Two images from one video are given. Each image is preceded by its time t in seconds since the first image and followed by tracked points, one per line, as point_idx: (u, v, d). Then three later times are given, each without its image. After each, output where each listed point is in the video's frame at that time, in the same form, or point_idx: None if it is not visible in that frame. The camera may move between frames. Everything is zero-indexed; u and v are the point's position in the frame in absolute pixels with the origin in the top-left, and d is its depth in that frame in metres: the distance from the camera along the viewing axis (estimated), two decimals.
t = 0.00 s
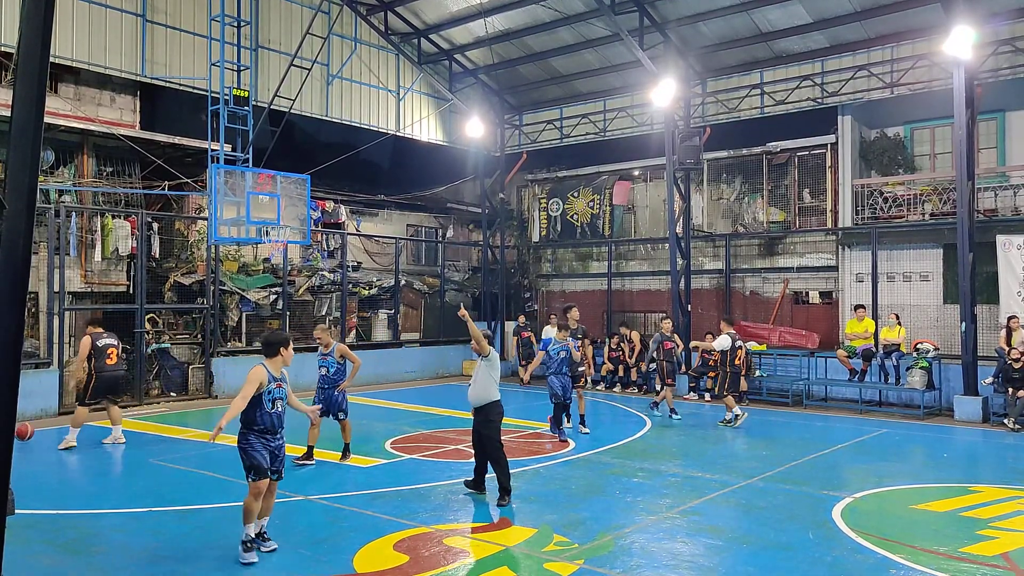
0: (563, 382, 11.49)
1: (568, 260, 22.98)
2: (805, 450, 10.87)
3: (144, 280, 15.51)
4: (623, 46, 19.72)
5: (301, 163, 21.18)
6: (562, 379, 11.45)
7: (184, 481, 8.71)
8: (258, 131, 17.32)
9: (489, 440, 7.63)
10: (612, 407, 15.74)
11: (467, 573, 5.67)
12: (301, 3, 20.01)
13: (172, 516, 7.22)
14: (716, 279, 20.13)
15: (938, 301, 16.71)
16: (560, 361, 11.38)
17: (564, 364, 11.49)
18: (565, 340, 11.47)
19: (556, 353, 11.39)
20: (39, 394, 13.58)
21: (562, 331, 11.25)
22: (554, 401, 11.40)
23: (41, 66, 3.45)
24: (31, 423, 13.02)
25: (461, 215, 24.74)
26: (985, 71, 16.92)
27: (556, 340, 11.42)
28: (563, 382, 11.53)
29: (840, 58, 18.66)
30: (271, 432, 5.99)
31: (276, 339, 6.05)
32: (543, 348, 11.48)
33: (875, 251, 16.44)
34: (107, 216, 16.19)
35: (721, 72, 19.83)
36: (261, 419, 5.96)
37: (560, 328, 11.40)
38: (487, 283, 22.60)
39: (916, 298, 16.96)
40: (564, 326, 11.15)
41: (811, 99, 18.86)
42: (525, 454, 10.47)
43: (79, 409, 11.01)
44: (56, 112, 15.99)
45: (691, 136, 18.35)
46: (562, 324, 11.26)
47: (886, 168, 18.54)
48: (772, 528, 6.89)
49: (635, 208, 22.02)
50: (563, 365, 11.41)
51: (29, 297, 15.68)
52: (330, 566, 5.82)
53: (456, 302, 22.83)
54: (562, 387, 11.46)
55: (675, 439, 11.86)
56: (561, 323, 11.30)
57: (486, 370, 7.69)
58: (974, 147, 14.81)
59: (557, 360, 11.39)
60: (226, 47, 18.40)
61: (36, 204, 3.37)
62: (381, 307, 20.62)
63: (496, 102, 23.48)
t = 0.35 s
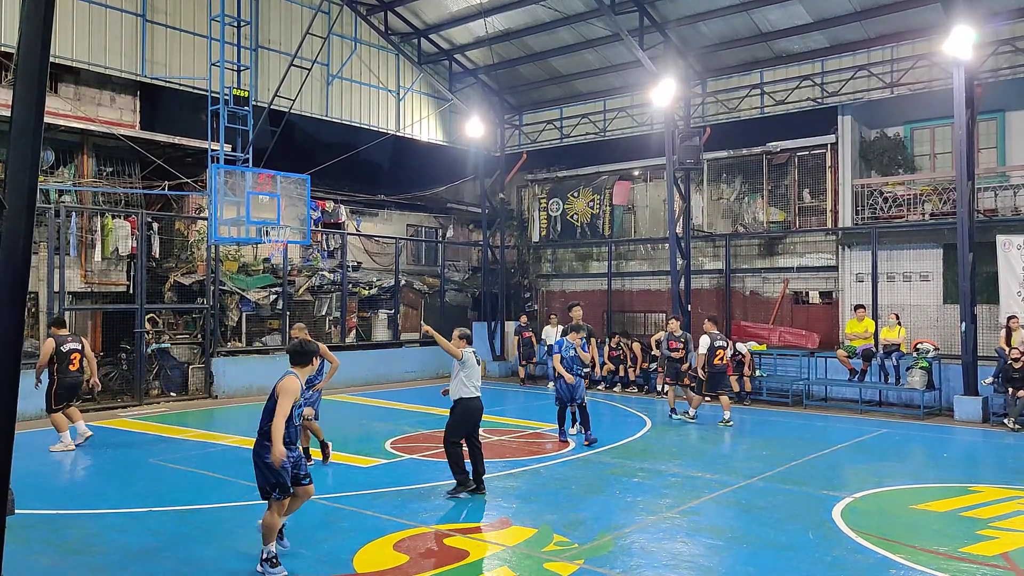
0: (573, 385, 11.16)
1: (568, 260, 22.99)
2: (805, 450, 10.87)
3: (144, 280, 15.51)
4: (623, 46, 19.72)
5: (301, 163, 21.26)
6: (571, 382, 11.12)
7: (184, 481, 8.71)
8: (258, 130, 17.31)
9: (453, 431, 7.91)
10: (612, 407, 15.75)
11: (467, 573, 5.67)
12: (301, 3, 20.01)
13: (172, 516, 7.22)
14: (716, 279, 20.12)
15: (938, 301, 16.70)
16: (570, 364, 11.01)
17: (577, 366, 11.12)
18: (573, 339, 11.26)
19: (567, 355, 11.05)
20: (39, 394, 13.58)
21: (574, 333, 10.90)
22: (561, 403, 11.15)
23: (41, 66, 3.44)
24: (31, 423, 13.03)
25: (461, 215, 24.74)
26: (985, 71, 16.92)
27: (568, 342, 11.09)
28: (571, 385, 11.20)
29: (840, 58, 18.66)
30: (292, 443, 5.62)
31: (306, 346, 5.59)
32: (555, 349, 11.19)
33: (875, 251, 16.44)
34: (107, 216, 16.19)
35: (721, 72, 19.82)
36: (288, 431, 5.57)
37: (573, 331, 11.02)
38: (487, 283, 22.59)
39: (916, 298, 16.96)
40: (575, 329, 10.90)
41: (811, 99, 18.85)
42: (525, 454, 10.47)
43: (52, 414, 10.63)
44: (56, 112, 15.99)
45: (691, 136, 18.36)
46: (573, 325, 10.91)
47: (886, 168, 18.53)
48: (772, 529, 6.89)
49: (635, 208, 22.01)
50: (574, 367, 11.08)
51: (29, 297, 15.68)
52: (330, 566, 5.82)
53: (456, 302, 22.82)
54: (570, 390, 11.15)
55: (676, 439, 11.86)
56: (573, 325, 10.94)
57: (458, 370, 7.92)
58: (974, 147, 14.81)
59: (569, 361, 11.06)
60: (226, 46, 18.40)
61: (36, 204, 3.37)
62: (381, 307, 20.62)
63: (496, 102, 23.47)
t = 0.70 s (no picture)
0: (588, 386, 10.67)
1: (568, 260, 23.00)
2: (805, 450, 10.87)
3: (144, 280, 15.52)
4: (623, 46, 19.72)
5: (301, 163, 21.17)
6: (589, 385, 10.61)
7: (183, 481, 8.71)
8: (258, 131, 17.30)
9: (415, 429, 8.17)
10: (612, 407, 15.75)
11: (467, 573, 5.67)
12: (301, 3, 20.01)
13: (172, 516, 7.23)
14: (716, 279, 20.11)
15: (938, 301, 16.70)
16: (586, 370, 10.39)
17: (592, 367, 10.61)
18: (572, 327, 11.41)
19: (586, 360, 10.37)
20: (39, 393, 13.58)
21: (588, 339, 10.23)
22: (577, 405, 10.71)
23: (41, 66, 3.44)
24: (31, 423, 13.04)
25: (461, 215, 24.76)
26: (985, 71, 16.92)
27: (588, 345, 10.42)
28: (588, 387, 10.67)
29: (840, 58, 18.67)
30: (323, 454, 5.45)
31: (336, 349, 5.46)
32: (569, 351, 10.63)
33: (875, 251, 16.45)
34: (107, 216, 16.19)
35: (721, 72, 19.82)
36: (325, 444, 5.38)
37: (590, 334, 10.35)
38: (487, 284, 22.56)
39: (916, 298, 16.96)
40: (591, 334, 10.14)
41: (811, 99, 18.85)
42: (525, 454, 10.48)
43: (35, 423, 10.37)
44: (56, 112, 16.00)
45: (691, 136, 18.38)
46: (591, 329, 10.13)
47: (886, 168, 18.54)
48: (772, 528, 6.89)
49: (635, 208, 22.02)
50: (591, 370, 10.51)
51: (29, 297, 15.69)
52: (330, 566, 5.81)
53: (457, 303, 22.82)
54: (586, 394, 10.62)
55: (675, 439, 11.86)
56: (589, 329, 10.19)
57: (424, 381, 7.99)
58: (974, 147, 14.81)
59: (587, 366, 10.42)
60: (226, 47, 18.40)
61: (36, 204, 3.37)
62: (381, 307, 20.62)
63: (496, 102, 23.45)
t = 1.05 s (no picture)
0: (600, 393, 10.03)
1: (568, 260, 22.99)
2: (805, 450, 10.87)
3: (144, 280, 15.51)
4: (623, 46, 19.71)
5: (302, 163, 21.23)
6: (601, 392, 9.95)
7: (184, 481, 8.71)
8: (258, 130, 17.30)
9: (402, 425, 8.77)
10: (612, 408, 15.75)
11: (467, 573, 5.67)
12: (301, 3, 20.00)
13: (172, 516, 7.22)
14: (715, 279, 20.11)
15: (938, 301, 16.70)
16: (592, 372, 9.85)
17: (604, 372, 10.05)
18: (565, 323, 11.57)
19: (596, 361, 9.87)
20: (39, 394, 13.57)
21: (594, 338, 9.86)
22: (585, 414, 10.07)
23: (40, 66, 3.43)
24: (31, 423, 13.03)
25: (461, 215, 24.76)
26: (985, 71, 16.91)
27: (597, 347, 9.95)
28: (599, 394, 9.97)
29: (840, 58, 18.66)
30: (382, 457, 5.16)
31: (380, 348, 5.06)
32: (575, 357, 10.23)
33: (875, 251, 16.44)
34: (107, 216, 16.19)
35: (721, 71, 19.81)
36: (372, 445, 5.13)
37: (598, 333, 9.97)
38: (487, 284, 22.53)
39: (916, 298, 16.96)
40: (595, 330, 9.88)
41: (811, 99, 18.85)
42: (525, 454, 10.47)
43: None
44: (56, 112, 15.99)
45: (691, 136, 18.40)
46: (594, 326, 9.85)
47: (886, 168, 18.54)
48: (772, 528, 6.89)
49: (635, 208, 22.06)
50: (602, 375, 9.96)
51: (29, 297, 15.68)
52: (331, 566, 5.81)
53: (456, 303, 22.81)
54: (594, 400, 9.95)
55: (676, 439, 11.86)
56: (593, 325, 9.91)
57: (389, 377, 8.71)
58: (974, 147, 14.82)
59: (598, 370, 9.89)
60: (226, 46, 18.40)
61: (36, 205, 3.36)
62: (381, 307, 20.62)
63: (496, 102, 23.44)
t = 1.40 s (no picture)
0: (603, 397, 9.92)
1: (568, 260, 22.99)
2: (805, 450, 10.87)
3: (144, 279, 15.51)
4: (623, 46, 19.71)
5: (302, 163, 20.83)
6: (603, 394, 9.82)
7: (183, 481, 8.71)
8: (258, 130, 17.30)
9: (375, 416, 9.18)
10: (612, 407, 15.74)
11: (467, 572, 5.67)
12: (301, 3, 20.00)
13: (172, 516, 7.22)
14: (715, 279, 20.11)
15: (938, 301, 16.69)
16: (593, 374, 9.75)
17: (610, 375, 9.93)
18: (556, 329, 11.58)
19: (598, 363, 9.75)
20: (39, 393, 13.57)
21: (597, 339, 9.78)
22: (584, 416, 10.03)
23: (41, 66, 3.44)
24: (31, 423, 13.03)
25: (461, 215, 24.75)
26: (985, 71, 16.91)
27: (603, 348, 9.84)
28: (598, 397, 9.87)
29: (840, 58, 18.68)
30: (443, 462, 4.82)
31: (440, 344, 4.77)
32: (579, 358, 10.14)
33: (875, 251, 16.45)
34: (107, 216, 16.19)
35: (721, 71, 19.82)
36: (434, 448, 4.79)
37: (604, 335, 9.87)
38: (487, 283, 22.49)
39: (916, 298, 16.96)
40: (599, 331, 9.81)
41: (811, 99, 18.86)
42: (524, 454, 10.48)
43: None
44: (56, 112, 15.98)
45: (691, 136, 18.44)
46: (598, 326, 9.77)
47: (886, 168, 18.54)
48: (771, 528, 6.90)
49: (635, 209, 22.08)
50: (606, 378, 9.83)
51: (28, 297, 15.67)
52: (330, 566, 5.82)
53: (456, 302, 22.82)
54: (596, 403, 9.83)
55: (676, 439, 11.86)
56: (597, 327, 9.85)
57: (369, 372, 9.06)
58: (974, 147, 14.83)
59: (601, 373, 9.77)
60: (226, 46, 18.40)
61: (36, 205, 3.36)
62: (381, 307, 20.61)
63: (496, 102, 23.44)
